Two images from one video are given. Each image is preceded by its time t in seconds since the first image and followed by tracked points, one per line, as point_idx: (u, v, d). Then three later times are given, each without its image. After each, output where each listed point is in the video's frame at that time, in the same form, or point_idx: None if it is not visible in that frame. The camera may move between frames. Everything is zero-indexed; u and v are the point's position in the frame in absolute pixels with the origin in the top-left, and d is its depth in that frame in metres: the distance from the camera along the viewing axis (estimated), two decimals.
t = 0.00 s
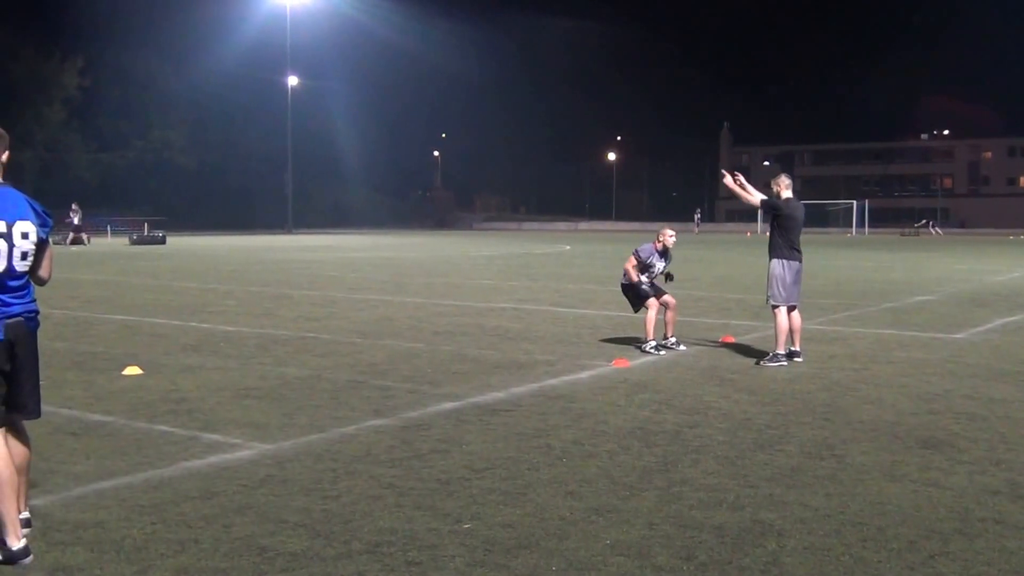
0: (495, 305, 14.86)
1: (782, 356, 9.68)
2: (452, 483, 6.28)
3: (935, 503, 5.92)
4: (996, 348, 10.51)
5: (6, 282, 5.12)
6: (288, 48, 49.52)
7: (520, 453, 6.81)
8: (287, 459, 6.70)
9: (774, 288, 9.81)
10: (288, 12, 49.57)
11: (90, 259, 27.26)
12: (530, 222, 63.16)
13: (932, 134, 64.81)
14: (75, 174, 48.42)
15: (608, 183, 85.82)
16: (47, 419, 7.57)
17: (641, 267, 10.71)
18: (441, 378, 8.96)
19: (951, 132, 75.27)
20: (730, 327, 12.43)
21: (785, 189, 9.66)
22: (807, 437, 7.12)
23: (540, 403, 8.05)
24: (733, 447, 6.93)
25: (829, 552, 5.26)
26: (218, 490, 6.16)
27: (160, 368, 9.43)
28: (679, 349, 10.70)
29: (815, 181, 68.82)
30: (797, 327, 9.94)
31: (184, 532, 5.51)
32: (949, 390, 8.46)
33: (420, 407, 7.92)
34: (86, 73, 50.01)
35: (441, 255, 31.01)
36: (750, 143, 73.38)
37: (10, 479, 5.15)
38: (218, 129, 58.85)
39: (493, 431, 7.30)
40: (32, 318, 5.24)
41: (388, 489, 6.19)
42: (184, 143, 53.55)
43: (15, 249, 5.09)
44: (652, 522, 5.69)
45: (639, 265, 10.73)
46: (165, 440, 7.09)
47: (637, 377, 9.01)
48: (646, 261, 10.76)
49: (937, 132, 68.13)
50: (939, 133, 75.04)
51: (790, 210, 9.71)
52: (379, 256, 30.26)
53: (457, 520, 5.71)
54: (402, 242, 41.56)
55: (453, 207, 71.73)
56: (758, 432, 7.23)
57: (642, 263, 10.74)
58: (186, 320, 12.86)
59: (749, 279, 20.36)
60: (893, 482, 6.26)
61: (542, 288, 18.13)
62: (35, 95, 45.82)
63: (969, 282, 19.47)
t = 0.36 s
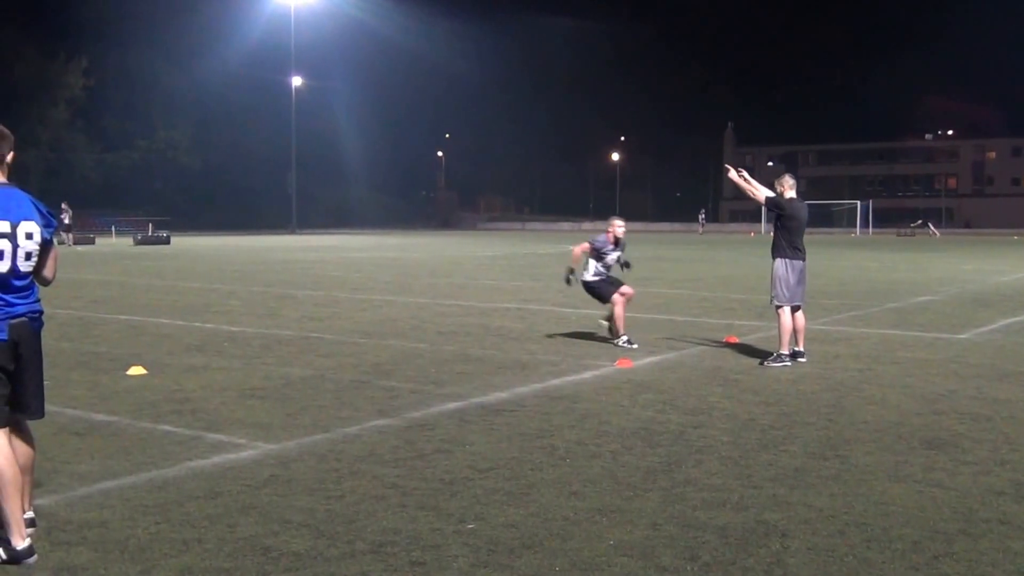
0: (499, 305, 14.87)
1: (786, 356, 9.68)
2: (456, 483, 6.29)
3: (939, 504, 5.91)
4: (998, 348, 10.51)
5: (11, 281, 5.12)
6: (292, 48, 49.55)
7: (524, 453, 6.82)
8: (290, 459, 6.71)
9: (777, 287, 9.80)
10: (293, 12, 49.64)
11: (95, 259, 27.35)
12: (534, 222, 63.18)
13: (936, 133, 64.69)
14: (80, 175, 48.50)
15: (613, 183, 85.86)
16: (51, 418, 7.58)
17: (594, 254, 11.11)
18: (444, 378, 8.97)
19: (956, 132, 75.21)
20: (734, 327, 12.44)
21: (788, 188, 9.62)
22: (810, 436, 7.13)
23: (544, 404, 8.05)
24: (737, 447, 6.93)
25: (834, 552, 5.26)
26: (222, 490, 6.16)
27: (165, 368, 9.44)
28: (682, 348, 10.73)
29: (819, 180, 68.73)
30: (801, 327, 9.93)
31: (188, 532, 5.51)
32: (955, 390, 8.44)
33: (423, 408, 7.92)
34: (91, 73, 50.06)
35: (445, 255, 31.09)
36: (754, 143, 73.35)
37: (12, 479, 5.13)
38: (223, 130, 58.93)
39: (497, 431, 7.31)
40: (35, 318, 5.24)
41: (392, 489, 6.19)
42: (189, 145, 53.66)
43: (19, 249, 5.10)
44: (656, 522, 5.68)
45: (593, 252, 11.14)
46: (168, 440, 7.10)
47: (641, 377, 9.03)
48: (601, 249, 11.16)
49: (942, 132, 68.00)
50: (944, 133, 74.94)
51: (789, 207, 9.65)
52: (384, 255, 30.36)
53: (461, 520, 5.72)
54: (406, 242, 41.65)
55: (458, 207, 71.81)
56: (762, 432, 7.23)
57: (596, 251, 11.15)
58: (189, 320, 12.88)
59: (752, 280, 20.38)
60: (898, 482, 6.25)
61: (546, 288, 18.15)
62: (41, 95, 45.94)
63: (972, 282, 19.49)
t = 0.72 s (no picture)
0: (502, 305, 14.89)
1: (789, 356, 9.67)
2: (459, 483, 6.29)
3: (944, 505, 5.90)
4: (1001, 348, 10.52)
5: (15, 282, 5.12)
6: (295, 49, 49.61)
7: (527, 454, 6.83)
8: (294, 459, 6.72)
9: (781, 287, 9.79)
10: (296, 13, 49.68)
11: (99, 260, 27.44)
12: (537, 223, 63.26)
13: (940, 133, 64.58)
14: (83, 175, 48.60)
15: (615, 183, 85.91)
16: (54, 418, 7.59)
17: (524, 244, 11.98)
18: (447, 378, 8.98)
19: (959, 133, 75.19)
20: (737, 327, 12.45)
21: (793, 188, 9.61)
22: (814, 437, 7.12)
23: (547, 404, 8.05)
24: (740, 447, 6.93)
25: (838, 553, 5.25)
26: (225, 490, 6.17)
27: (168, 368, 9.46)
28: (684, 349, 10.73)
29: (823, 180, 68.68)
30: (804, 328, 9.93)
31: (192, 532, 5.52)
32: (958, 391, 8.42)
33: (426, 408, 7.93)
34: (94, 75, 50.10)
35: (449, 255, 31.16)
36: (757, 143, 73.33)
37: (16, 478, 5.14)
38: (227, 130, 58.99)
39: (501, 431, 7.30)
40: (39, 318, 5.24)
41: (395, 489, 6.19)
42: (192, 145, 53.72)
43: (23, 249, 5.10)
44: (659, 522, 5.68)
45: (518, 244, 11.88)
46: (171, 440, 7.11)
47: (643, 378, 9.03)
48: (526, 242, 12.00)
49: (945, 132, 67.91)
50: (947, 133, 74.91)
51: (794, 209, 9.65)
52: (387, 255, 30.46)
53: (464, 521, 5.71)
54: (410, 242, 41.78)
55: (461, 207, 71.87)
56: (765, 433, 7.22)
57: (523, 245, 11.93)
58: (192, 320, 12.91)
59: (755, 280, 20.40)
60: (902, 483, 6.24)
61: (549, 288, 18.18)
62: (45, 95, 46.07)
63: (976, 282, 19.50)
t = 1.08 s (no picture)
0: (505, 305, 14.89)
1: (793, 356, 9.66)
2: (461, 483, 6.29)
3: (946, 505, 5.89)
4: (1005, 348, 10.51)
5: (18, 282, 5.13)
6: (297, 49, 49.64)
7: (529, 453, 6.83)
8: (297, 459, 6.72)
9: (784, 287, 9.78)
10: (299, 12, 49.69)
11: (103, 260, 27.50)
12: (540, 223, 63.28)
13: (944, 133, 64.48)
14: (86, 176, 48.67)
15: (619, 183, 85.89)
16: (58, 418, 7.60)
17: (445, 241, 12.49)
18: (450, 378, 8.98)
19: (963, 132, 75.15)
20: (740, 327, 12.45)
21: (796, 187, 9.59)
22: (817, 437, 7.11)
23: (550, 404, 8.05)
24: (743, 447, 6.92)
25: (840, 553, 5.25)
26: (228, 490, 6.17)
27: (171, 368, 9.46)
28: (686, 349, 10.73)
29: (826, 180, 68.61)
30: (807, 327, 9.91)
31: (195, 532, 5.52)
32: (962, 391, 8.41)
33: (430, 408, 7.93)
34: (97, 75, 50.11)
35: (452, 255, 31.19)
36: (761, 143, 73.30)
37: (21, 478, 5.15)
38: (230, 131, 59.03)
39: (504, 431, 7.30)
40: (42, 318, 5.25)
41: (397, 490, 6.19)
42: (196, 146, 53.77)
43: (27, 249, 5.10)
44: (662, 522, 5.68)
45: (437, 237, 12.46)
46: (173, 441, 7.10)
47: (646, 378, 9.02)
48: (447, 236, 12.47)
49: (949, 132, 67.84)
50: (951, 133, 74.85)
51: (798, 208, 9.66)
52: (391, 255, 30.48)
53: (466, 521, 5.71)
54: (413, 242, 41.84)
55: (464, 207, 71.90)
56: (769, 433, 7.22)
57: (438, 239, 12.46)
58: (195, 320, 12.92)
59: (757, 280, 20.40)
60: (904, 483, 6.23)
61: (551, 288, 18.19)
62: (49, 94, 46.15)
63: (979, 282, 19.50)
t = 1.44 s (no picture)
0: (507, 305, 14.86)
1: (795, 356, 9.65)
2: (463, 483, 6.29)
3: (949, 505, 5.89)
4: (1009, 349, 10.49)
5: (21, 282, 5.14)
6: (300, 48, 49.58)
7: (531, 453, 6.83)
8: (299, 459, 6.72)
9: (787, 287, 9.78)
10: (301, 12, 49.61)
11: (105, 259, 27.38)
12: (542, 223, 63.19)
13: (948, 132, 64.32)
14: (90, 175, 48.66)
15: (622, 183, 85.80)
16: (60, 418, 7.60)
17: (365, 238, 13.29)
18: (452, 378, 8.97)
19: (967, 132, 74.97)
20: (743, 327, 12.42)
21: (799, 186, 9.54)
22: (820, 437, 7.11)
23: (552, 404, 8.05)
24: (745, 447, 6.92)
25: (842, 553, 5.25)
26: (231, 489, 6.17)
27: (173, 368, 9.45)
28: (689, 349, 10.72)
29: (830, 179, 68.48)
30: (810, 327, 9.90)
31: (197, 532, 5.52)
32: (964, 391, 8.39)
33: (432, 408, 7.93)
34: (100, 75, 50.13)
35: (454, 255, 31.06)
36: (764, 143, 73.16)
37: (24, 479, 5.15)
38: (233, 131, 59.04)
39: (506, 431, 7.30)
40: (46, 318, 5.25)
41: (399, 489, 6.19)
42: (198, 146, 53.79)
43: (29, 249, 5.11)
44: (664, 522, 5.68)
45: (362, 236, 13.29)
46: (176, 440, 7.10)
47: (649, 378, 9.01)
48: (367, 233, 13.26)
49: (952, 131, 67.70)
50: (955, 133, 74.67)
51: (801, 207, 9.61)
52: (393, 255, 30.35)
53: (469, 520, 5.71)
54: (416, 242, 41.73)
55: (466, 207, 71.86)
56: (772, 433, 7.21)
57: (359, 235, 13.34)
58: (197, 321, 12.90)
59: (761, 280, 20.34)
60: (907, 484, 6.23)
61: (554, 288, 18.12)
62: (53, 93, 46.17)
63: (983, 282, 19.40)
